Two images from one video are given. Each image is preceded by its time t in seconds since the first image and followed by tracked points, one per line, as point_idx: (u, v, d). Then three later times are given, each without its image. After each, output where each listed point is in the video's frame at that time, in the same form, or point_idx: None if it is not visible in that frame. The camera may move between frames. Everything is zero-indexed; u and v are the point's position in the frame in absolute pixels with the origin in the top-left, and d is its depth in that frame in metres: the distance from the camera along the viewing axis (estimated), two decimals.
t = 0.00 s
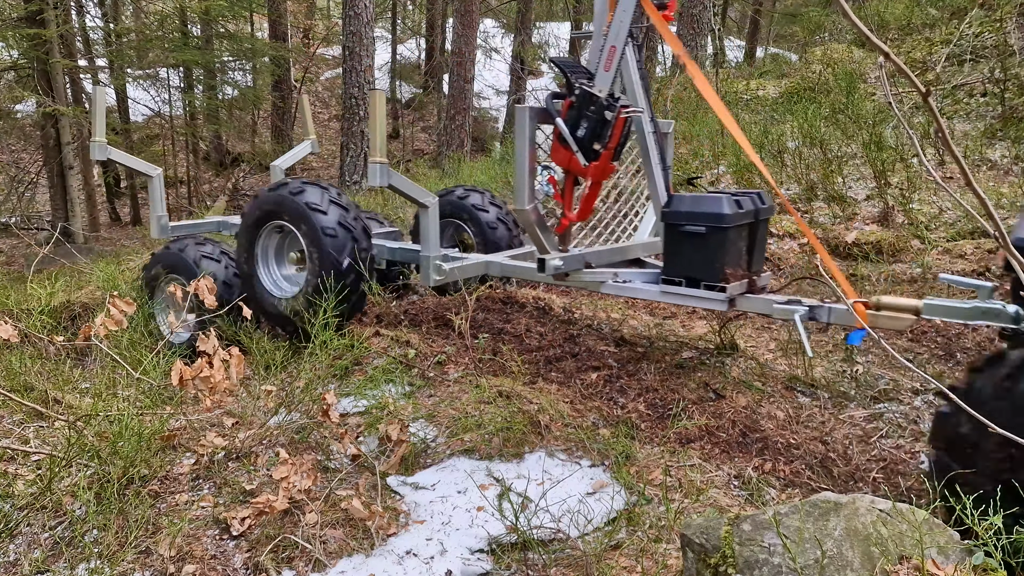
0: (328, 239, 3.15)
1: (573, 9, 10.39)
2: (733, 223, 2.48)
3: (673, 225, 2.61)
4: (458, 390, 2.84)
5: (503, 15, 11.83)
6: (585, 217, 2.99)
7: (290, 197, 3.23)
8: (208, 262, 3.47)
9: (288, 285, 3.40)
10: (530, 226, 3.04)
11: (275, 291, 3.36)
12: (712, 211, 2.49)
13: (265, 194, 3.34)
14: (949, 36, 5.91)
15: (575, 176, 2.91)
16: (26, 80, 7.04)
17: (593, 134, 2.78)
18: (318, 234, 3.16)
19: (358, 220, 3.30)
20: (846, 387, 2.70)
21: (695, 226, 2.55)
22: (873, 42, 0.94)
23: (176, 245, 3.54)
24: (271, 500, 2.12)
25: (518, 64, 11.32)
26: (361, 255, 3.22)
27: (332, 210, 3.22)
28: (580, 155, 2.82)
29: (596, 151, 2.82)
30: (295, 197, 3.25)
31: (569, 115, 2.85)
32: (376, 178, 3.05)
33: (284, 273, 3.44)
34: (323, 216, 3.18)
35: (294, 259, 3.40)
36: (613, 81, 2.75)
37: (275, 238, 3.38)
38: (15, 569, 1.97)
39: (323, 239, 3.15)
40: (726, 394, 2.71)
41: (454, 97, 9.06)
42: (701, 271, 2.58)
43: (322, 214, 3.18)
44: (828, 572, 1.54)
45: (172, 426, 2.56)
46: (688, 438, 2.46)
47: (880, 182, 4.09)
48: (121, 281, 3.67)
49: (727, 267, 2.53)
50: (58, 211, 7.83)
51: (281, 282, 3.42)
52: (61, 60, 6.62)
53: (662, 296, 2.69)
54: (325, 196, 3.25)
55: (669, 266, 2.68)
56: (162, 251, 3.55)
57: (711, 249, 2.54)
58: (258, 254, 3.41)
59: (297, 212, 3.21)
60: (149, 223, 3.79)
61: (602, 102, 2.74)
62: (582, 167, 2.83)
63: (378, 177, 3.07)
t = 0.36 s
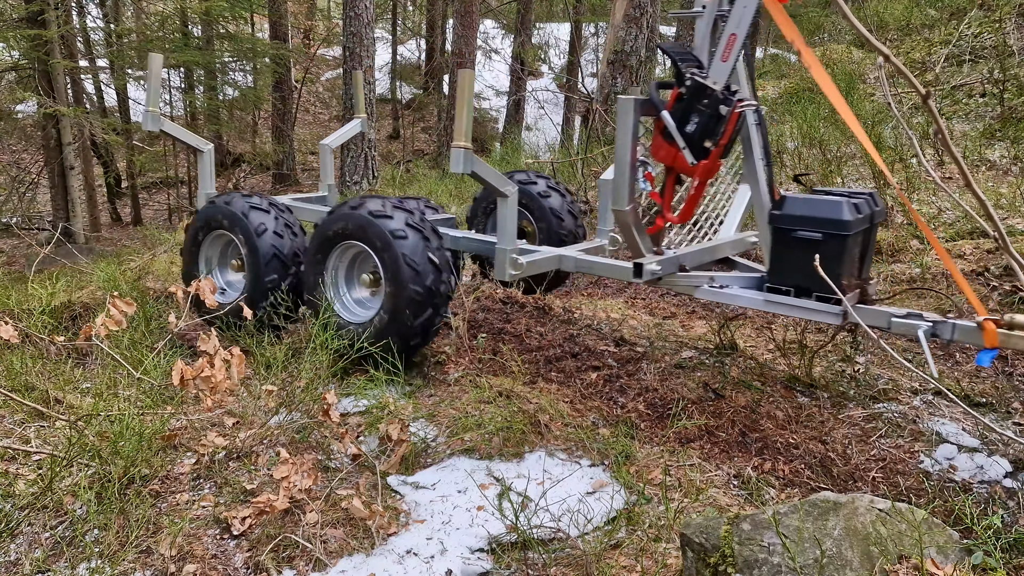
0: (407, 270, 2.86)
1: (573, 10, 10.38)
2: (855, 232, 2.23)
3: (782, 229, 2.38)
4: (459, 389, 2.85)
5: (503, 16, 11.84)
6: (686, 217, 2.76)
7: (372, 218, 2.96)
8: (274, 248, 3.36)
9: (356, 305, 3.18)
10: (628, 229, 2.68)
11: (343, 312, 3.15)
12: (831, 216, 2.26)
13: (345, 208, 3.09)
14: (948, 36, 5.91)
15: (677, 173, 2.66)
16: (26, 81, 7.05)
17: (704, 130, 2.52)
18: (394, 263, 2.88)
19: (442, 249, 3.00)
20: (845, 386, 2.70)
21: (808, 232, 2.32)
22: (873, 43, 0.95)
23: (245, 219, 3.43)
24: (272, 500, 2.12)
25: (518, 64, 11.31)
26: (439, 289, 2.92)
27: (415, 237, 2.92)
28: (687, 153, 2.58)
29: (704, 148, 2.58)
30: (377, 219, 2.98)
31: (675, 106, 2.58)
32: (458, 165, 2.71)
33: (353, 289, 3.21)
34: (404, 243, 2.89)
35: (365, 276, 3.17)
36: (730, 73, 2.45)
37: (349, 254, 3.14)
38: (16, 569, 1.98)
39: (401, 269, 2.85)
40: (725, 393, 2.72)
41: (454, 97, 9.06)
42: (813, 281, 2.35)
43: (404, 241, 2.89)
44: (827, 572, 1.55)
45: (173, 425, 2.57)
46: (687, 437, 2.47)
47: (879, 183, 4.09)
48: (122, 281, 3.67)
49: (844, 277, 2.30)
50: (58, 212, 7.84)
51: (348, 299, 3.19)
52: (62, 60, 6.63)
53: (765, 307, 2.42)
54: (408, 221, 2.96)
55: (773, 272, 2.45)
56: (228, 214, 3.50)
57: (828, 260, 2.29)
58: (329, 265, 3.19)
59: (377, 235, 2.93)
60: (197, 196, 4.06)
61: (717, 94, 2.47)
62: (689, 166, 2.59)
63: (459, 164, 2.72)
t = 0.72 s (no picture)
0: (496, 305, 2.67)
1: (573, 10, 10.37)
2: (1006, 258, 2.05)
3: (922, 254, 2.19)
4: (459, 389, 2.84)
5: (502, 15, 11.84)
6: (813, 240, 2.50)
7: (459, 245, 2.73)
8: (345, 255, 3.13)
9: (429, 330, 2.94)
10: (754, 258, 2.34)
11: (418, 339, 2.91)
12: (982, 241, 2.08)
13: (428, 230, 2.85)
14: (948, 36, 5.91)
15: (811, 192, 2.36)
16: (26, 81, 7.05)
17: (848, 148, 2.24)
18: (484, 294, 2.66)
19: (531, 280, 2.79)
20: (845, 386, 2.70)
21: (952, 258, 2.13)
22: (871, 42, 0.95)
23: (315, 218, 3.17)
24: (272, 500, 2.12)
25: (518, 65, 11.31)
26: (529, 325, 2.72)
27: (505, 268, 2.71)
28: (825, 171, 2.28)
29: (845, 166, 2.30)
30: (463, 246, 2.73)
31: (812, 119, 2.27)
32: (559, 179, 2.60)
33: (426, 312, 2.97)
34: (494, 274, 2.67)
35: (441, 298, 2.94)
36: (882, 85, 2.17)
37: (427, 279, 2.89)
38: (16, 569, 1.98)
39: (490, 304, 2.66)
40: (725, 393, 2.71)
41: (454, 97, 9.06)
42: (956, 311, 2.17)
43: (496, 273, 2.68)
44: (827, 572, 1.55)
45: (173, 425, 2.57)
46: (687, 437, 2.47)
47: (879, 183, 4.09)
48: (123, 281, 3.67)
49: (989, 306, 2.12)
50: (58, 212, 7.84)
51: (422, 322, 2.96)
52: (62, 60, 6.63)
53: (894, 334, 2.26)
54: (497, 250, 2.74)
55: (908, 301, 2.26)
56: (294, 210, 3.23)
57: (974, 287, 2.11)
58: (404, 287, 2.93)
59: (464, 266, 2.71)
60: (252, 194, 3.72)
61: (864, 108, 2.19)
62: (828, 187, 2.30)
63: (561, 177, 2.61)
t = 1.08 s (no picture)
0: (589, 309, 2.37)
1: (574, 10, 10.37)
2: None
3: None
4: (459, 390, 2.84)
5: (503, 15, 11.84)
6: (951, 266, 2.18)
7: (547, 246, 2.47)
8: (416, 279, 2.85)
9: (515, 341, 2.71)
10: (890, 282, 2.01)
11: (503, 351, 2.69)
12: None
13: (510, 234, 2.60)
14: (948, 36, 5.91)
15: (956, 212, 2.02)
16: (26, 81, 7.04)
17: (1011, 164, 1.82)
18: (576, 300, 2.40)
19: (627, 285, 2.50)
20: (845, 386, 2.70)
21: None
22: (873, 42, 0.95)
23: (385, 238, 2.89)
24: (272, 500, 2.13)
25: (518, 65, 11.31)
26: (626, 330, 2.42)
27: (598, 271, 2.43)
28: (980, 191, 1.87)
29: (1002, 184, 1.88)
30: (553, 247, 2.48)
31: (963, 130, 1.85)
32: (666, 195, 2.17)
33: (512, 322, 2.74)
34: (586, 277, 2.40)
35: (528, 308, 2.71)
36: None
37: (513, 283, 2.65)
38: (16, 569, 1.98)
39: (583, 307, 2.38)
40: (725, 393, 2.71)
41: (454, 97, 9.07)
42: None
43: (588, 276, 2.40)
44: (827, 572, 1.55)
45: (172, 425, 2.57)
46: (687, 437, 2.47)
47: (879, 183, 4.09)
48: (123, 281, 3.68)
49: None
50: (58, 212, 7.84)
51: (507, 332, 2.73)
52: (62, 60, 6.62)
53: None
54: (589, 250, 2.47)
55: None
56: (363, 229, 2.97)
57: None
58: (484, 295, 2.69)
59: (553, 266, 2.44)
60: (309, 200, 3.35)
61: None
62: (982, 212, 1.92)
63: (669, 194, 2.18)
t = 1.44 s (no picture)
0: (705, 376, 2.11)
1: (574, 10, 10.37)
2: None
3: None
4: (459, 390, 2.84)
5: (503, 16, 11.84)
6: None
7: (656, 302, 2.15)
8: (501, 324, 2.63)
9: (619, 397, 2.38)
10: None
11: (602, 411, 2.35)
12: None
13: (609, 283, 2.24)
14: (948, 36, 5.92)
15: None
16: (26, 81, 7.04)
17: None
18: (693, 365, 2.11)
19: (742, 337, 2.22)
20: (845, 386, 2.70)
21: None
22: (875, 41, 0.94)
23: (467, 278, 2.64)
24: (272, 500, 2.13)
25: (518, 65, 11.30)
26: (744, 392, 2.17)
27: (716, 329, 2.14)
28: None
29: None
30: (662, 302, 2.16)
31: None
32: (802, 257, 1.95)
33: (608, 374, 2.41)
34: (703, 337, 2.11)
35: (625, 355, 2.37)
36: None
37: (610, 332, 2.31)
38: (16, 569, 1.97)
39: (699, 373, 2.11)
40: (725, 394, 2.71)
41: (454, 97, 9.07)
42: None
43: (705, 335, 2.11)
44: (827, 572, 1.55)
45: (172, 425, 2.57)
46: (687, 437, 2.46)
47: (879, 183, 4.09)
48: (123, 282, 3.67)
49: None
50: (58, 212, 7.85)
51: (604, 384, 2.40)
52: (62, 60, 6.62)
53: None
54: (703, 303, 2.17)
55: None
56: (442, 265, 2.70)
57: None
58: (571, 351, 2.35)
59: (666, 327, 2.13)
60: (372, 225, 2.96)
61: None
62: None
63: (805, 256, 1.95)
